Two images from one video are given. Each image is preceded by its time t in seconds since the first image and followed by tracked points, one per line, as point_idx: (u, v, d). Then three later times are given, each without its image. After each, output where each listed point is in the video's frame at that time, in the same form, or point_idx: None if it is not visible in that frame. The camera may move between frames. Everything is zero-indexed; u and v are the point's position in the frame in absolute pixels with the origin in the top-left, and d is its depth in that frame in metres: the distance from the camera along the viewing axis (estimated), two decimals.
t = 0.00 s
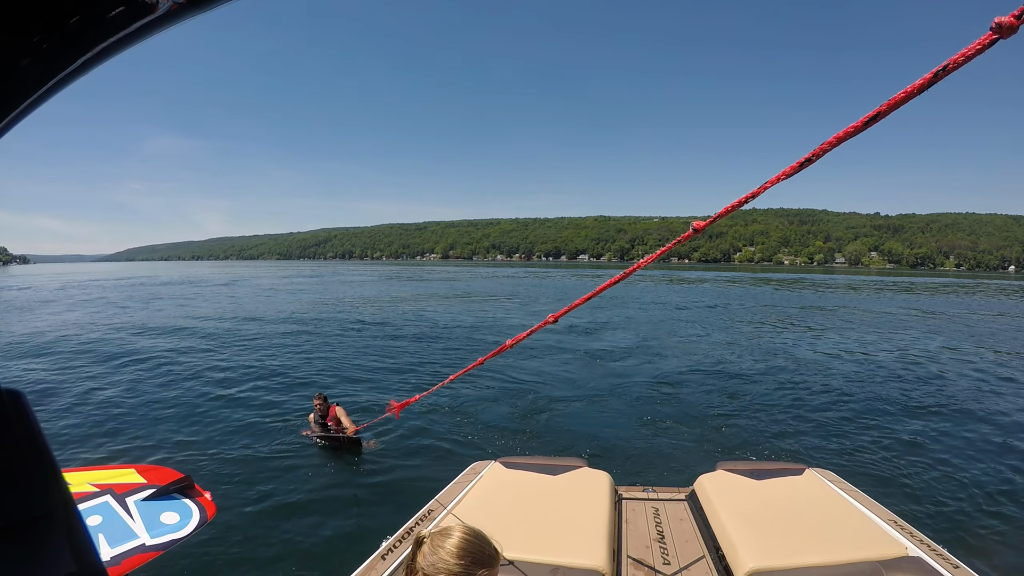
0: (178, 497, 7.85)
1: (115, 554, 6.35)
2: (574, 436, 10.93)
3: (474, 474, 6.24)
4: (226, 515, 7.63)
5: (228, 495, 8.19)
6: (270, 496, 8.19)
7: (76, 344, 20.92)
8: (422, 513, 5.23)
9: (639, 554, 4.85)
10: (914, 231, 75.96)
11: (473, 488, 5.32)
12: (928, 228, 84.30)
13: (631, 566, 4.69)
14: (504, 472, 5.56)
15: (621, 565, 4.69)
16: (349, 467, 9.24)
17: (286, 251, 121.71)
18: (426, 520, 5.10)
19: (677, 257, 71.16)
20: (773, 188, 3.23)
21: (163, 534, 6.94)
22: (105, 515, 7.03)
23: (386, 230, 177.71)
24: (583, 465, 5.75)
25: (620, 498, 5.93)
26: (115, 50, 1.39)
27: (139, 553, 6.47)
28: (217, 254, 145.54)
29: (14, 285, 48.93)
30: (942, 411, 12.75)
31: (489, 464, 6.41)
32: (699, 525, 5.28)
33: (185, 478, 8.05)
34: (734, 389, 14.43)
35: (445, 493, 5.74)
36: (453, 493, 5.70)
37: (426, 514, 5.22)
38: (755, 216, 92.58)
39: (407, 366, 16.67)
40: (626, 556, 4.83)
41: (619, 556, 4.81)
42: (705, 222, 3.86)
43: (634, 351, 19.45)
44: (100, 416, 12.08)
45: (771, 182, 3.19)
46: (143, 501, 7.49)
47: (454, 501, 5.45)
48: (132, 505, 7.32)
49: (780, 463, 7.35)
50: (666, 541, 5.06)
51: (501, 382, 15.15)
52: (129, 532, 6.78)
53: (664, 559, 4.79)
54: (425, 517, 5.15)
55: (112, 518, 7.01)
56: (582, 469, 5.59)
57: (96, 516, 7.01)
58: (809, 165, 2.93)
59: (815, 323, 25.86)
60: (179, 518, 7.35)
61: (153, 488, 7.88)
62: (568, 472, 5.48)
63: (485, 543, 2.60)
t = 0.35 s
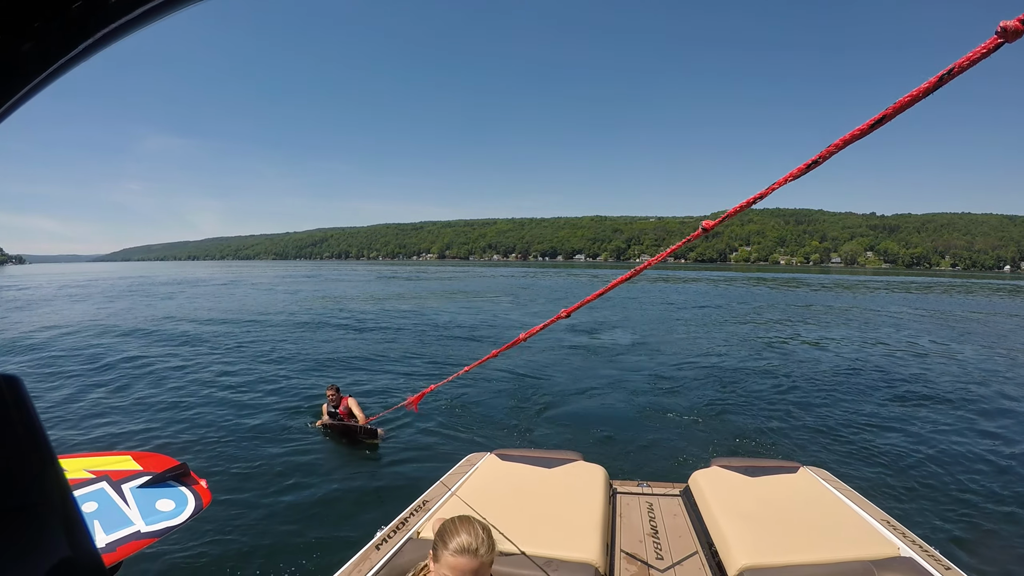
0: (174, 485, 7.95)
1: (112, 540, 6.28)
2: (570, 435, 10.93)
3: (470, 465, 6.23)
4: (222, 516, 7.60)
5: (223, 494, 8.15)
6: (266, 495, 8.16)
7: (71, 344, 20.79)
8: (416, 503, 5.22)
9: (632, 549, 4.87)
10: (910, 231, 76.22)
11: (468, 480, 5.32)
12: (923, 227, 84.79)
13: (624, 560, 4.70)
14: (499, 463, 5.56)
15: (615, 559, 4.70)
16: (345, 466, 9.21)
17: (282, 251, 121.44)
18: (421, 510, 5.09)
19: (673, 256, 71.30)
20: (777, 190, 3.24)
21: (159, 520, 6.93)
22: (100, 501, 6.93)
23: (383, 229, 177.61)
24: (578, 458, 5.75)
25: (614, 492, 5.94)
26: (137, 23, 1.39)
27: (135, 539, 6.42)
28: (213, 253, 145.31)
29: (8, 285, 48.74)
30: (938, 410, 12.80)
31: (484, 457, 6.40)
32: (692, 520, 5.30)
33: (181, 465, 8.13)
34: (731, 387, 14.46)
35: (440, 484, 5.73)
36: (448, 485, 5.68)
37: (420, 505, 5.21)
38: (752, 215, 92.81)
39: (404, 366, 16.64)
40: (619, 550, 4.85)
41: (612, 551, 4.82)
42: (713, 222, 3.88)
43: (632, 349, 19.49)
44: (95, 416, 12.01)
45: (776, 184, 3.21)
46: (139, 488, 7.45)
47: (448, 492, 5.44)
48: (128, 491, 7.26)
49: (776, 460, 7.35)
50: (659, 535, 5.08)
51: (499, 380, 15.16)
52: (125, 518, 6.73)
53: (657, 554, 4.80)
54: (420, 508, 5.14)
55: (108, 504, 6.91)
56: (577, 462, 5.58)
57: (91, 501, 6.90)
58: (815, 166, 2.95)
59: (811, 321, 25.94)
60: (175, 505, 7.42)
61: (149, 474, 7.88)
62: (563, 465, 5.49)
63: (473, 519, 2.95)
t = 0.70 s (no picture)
0: (168, 472, 7.63)
1: (102, 529, 6.03)
2: (566, 431, 10.92)
3: (463, 458, 6.22)
4: (215, 515, 7.56)
5: (218, 495, 8.11)
6: (259, 495, 8.13)
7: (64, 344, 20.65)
8: (410, 495, 5.19)
9: (624, 543, 4.88)
10: (905, 231, 76.55)
11: (461, 472, 5.31)
12: (918, 227, 85.11)
13: (616, 555, 4.71)
14: (493, 457, 5.54)
15: (606, 554, 4.71)
16: (341, 464, 9.18)
17: (278, 251, 121.17)
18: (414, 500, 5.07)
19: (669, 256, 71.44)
20: (789, 190, 3.24)
21: (151, 508, 6.66)
22: (93, 490, 6.72)
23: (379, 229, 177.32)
24: (571, 452, 5.75)
25: (606, 486, 5.94)
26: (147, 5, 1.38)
27: (126, 528, 6.15)
28: (208, 253, 144.79)
29: None
30: (932, 408, 12.85)
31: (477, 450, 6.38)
32: (683, 515, 5.32)
33: (175, 453, 7.85)
34: (726, 386, 14.47)
35: (434, 475, 5.71)
36: (442, 476, 5.67)
37: (414, 496, 5.18)
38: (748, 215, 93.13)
39: (400, 365, 16.60)
40: (611, 545, 4.85)
41: (604, 545, 4.83)
42: (723, 221, 3.89)
43: (628, 347, 19.51)
44: (89, 416, 11.95)
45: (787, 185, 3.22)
46: (132, 476, 7.18)
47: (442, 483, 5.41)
48: (121, 479, 7.03)
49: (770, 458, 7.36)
50: (650, 530, 5.09)
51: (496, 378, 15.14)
52: (118, 507, 6.50)
53: (648, 549, 4.82)
54: (413, 499, 5.12)
55: (101, 493, 6.70)
56: (571, 456, 5.59)
57: (84, 491, 6.69)
58: (820, 170, 2.97)
59: (806, 320, 26.04)
60: (169, 492, 7.11)
61: (142, 461, 7.59)
62: (556, 459, 5.49)
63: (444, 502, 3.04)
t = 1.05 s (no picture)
0: (162, 469, 7.67)
1: (97, 525, 6.00)
2: (563, 429, 10.92)
3: (458, 455, 6.21)
4: (209, 515, 7.54)
5: (214, 495, 8.09)
6: (254, 495, 8.12)
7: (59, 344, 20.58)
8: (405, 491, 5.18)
9: (618, 541, 4.89)
10: (901, 231, 76.82)
11: (456, 468, 5.30)
12: (915, 227, 85.39)
13: (610, 553, 4.72)
14: (488, 455, 5.54)
15: (600, 552, 4.72)
16: (338, 464, 9.17)
17: (274, 251, 120.82)
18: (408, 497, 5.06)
19: (666, 256, 71.56)
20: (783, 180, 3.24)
21: (145, 505, 6.66)
22: (87, 486, 6.72)
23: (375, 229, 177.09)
24: (567, 450, 5.75)
25: (601, 484, 5.95)
26: None
27: (120, 525, 6.12)
28: (204, 252, 144.24)
29: None
30: (927, 408, 12.91)
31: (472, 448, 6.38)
32: (678, 513, 5.34)
33: (169, 449, 7.90)
34: (723, 385, 14.51)
35: (429, 472, 5.70)
36: (436, 473, 5.66)
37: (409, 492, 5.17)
38: (745, 215, 93.36)
39: (397, 365, 16.60)
40: (606, 542, 4.86)
41: (598, 543, 4.84)
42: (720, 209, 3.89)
43: (624, 347, 19.56)
44: (83, 417, 11.90)
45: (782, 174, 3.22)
46: (128, 472, 7.21)
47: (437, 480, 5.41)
48: (116, 476, 7.02)
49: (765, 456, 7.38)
50: (644, 528, 5.10)
51: (492, 376, 15.12)
52: (112, 504, 6.48)
53: (643, 547, 4.82)
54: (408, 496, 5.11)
55: (95, 489, 6.70)
56: (566, 454, 5.59)
57: (78, 486, 6.68)
58: (815, 161, 2.98)
59: (803, 319, 26.10)
60: (163, 489, 7.16)
61: (136, 458, 7.61)
62: (552, 457, 5.49)
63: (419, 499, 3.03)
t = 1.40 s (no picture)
0: (159, 478, 7.48)
1: (94, 536, 5.89)
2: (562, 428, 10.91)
3: (456, 460, 6.20)
4: (206, 516, 7.47)
5: (212, 496, 8.03)
6: (252, 495, 8.06)
7: (52, 344, 20.39)
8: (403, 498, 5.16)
9: (618, 544, 4.89)
10: (897, 232, 77.06)
11: (454, 474, 5.29)
12: (910, 227, 85.81)
13: (610, 556, 4.72)
14: (487, 459, 5.53)
15: (600, 555, 4.72)
16: (336, 463, 9.14)
17: (269, 251, 120.26)
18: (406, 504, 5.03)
19: (663, 255, 71.58)
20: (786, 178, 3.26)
21: (143, 515, 6.50)
22: (84, 497, 6.59)
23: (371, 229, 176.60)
24: (565, 454, 5.75)
25: (600, 487, 5.95)
26: (144, 5, 1.37)
27: (118, 535, 5.99)
28: (199, 252, 143.43)
29: None
30: (924, 406, 12.98)
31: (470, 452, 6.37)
32: (677, 515, 5.34)
33: (166, 459, 7.71)
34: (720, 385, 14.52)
35: (427, 478, 5.68)
36: (434, 478, 5.65)
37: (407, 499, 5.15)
38: (741, 215, 93.61)
39: (394, 364, 16.55)
40: (605, 545, 4.86)
41: (598, 546, 4.84)
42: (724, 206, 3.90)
43: (622, 346, 19.58)
44: (77, 416, 11.78)
45: (784, 172, 3.24)
46: (124, 481, 7.07)
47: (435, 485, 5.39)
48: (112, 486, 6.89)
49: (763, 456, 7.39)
50: (644, 531, 5.11)
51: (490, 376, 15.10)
52: (109, 514, 6.35)
53: (642, 549, 4.83)
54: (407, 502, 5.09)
55: (92, 500, 6.58)
56: (564, 458, 5.59)
57: (74, 498, 6.55)
58: (814, 159, 3.00)
59: (800, 318, 26.18)
60: (160, 498, 6.96)
61: (133, 468, 7.45)
62: (550, 461, 5.49)
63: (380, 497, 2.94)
